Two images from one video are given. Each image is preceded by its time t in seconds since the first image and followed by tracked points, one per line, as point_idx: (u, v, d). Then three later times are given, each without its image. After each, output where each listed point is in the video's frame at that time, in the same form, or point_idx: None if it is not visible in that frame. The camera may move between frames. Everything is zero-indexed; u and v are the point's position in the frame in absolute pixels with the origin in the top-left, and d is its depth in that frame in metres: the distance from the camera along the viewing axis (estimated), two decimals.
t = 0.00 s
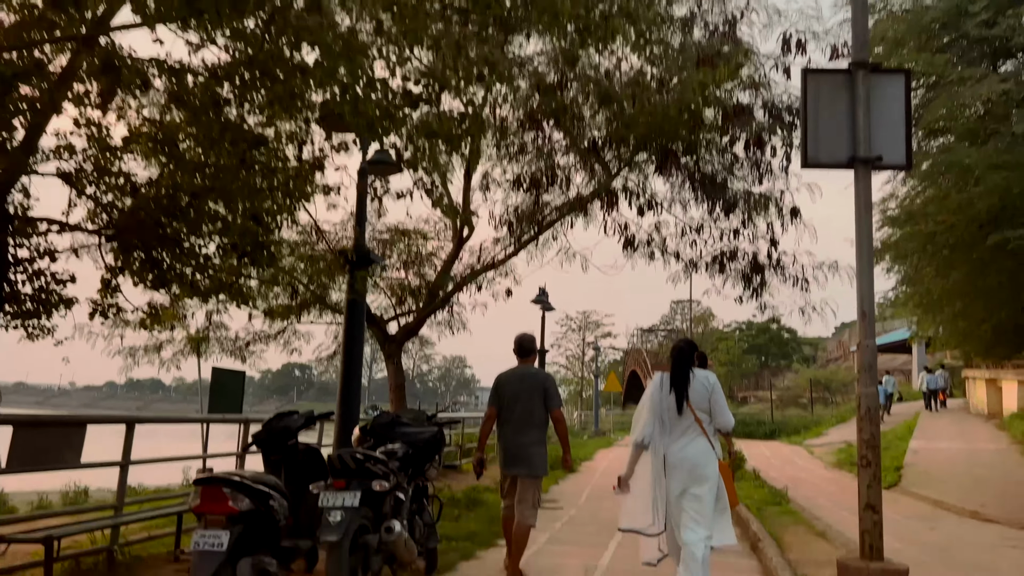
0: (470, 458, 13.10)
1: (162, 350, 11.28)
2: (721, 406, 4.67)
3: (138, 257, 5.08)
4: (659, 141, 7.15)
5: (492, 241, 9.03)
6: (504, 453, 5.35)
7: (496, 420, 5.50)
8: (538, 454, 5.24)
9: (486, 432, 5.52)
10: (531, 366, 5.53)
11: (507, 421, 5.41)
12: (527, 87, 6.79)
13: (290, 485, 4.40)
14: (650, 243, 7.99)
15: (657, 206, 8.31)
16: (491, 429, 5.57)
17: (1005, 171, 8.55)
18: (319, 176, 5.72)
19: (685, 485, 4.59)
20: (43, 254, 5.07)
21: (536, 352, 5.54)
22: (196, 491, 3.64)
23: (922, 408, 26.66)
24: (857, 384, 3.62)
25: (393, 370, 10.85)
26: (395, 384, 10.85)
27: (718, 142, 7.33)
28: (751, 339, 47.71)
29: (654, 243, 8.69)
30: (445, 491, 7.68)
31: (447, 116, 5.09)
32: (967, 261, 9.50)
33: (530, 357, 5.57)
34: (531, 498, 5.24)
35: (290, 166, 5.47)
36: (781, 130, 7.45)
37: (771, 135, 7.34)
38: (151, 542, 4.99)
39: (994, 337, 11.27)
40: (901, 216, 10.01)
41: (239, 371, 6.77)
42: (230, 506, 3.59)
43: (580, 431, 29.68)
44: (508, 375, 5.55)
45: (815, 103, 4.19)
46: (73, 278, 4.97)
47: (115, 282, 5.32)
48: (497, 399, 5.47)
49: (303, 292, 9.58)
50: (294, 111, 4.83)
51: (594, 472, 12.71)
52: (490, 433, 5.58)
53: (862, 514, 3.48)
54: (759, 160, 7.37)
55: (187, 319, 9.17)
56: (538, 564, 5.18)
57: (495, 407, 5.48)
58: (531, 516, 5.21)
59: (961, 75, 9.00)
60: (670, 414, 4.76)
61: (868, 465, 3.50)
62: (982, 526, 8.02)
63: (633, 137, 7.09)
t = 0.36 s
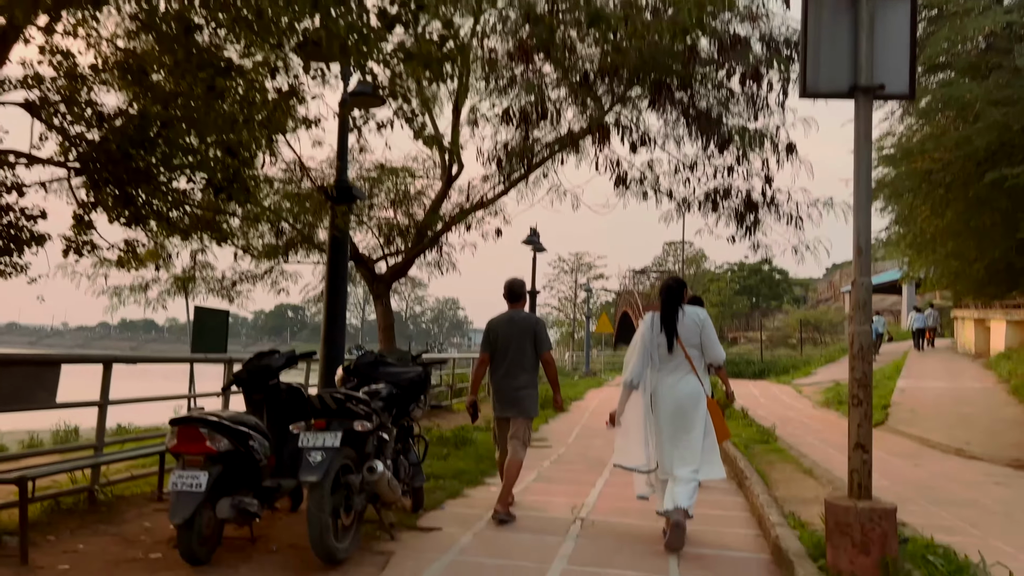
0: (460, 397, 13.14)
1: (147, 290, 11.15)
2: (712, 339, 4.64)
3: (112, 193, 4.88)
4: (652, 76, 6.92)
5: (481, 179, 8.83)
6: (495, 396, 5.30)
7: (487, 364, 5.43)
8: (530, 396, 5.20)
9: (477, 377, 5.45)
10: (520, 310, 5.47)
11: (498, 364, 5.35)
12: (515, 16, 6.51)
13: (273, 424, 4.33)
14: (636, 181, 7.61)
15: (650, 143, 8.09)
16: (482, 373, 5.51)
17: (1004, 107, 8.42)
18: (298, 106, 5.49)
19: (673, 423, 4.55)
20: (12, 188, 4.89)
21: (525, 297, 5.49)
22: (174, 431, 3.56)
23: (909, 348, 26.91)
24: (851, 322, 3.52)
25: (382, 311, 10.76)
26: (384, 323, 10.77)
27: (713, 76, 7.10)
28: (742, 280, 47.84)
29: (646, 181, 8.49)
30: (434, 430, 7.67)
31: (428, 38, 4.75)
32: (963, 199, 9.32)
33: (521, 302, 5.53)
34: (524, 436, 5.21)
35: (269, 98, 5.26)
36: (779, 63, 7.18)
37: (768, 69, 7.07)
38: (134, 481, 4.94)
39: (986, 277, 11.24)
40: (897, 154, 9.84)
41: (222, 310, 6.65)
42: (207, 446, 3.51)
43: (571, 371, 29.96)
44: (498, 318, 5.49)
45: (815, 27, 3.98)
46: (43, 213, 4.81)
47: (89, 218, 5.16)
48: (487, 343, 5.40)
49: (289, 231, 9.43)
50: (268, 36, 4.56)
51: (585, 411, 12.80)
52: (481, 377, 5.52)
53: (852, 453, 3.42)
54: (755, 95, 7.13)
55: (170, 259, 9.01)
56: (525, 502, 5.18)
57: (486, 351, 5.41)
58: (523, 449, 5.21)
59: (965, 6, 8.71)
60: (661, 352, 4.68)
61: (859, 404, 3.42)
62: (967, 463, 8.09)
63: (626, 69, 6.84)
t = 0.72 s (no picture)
0: (449, 346, 13.10)
1: (129, 238, 10.94)
2: (704, 290, 4.54)
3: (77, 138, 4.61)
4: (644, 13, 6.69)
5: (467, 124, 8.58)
6: (486, 345, 5.24)
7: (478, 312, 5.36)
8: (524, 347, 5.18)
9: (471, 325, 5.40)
10: (511, 257, 5.35)
11: (489, 312, 5.27)
12: None
13: (253, 378, 4.22)
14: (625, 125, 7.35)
15: (641, 85, 7.85)
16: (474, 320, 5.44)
17: (1005, 48, 7.94)
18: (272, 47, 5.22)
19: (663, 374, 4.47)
20: None
21: (515, 244, 5.34)
22: (145, 387, 3.44)
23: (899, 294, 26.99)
24: (846, 273, 3.40)
25: (368, 260, 10.61)
26: (371, 272, 10.65)
27: (706, 16, 6.84)
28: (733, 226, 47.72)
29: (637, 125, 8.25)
30: (421, 380, 7.60)
31: None
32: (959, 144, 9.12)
33: (510, 249, 5.37)
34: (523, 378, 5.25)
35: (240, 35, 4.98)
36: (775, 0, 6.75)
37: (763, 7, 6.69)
38: (114, 435, 4.85)
39: (978, 223, 11.17)
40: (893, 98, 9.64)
41: (202, 259, 6.47)
42: (181, 403, 3.39)
43: (562, 318, 30.03)
44: (488, 266, 5.37)
45: None
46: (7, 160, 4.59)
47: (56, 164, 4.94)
48: (478, 291, 5.30)
49: (273, 178, 9.23)
50: None
51: (574, 359, 12.79)
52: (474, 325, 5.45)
53: (843, 406, 3.34)
54: (750, 36, 6.87)
55: (151, 207, 8.80)
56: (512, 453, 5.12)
57: (477, 300, 5.33)
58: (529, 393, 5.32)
59: None
60: (653, 303, 4.57)
61: (852, 357, 3.33)
62: (954, 410, 8.10)
63: (617, 8, 6.58)
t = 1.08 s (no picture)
0: (440, 315, 13.00)
1: (111, 208, 10.72)
2: (702, 264, 4.48)
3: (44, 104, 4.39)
4: None
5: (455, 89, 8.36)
6: (477, 316, 5.16)
7: (473, 283, 5.28)
8: (519, 316, 5.08)
9: (468, 296, 5.33)
10: (508, 230, 5.23)
11: (482, 283, 5.18)
12: None
13: (233, 354, 4.08)
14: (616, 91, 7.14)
15: (633, 49, 7.64)
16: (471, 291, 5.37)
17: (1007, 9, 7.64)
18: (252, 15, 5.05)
19: (661, 349, 4.37)
20: None
21: (513, 216, 5.26)
22: (117, 366, 3.30)
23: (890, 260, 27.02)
24: (846, 246, 3.27)
25: (356, 229, 10.44)
26: (359, 242, 10.51)
27: None
28: (725, 192, 47.60)
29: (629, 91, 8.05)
30: (411, 352, 7.50)
31: None
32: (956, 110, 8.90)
33: (509, 222, 5.28)
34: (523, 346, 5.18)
35: None
36: None
37: None
38: (92, 413, 4.73)
39: (973, 189, 11.04)
40: (891, 61, 9.44)
41: (182, 230, 6.29)
42: (156, 383, 3.26)
43: (554, 286, 29.97)
44: (484, 238, 5.27)
45: None
46: None
47: (24, 133, 4.72)
48: (473, 262, 5.22)
49: (256, 145, 9.01)
50: None
51: (565, 328, 12.72)
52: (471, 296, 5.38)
53: (841, 383, 3.25)
54: None
55: (133, 176, 8.60)
56: (501, 428, 5.03)
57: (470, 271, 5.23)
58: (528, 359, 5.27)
59: None
60: (652, 277, 4.47)
61: (850, 332, 3.23)
62: (947, 379, 8.07)
63: None
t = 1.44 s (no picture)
0: (432, 302, 12.86)
1: (97, 195, 10.52)
2: (709, 257, 4.37)
3: (16, 89, 4.20)
4: None
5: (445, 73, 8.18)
6: (478, 310, 5.13)
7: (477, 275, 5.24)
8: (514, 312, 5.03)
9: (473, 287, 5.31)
10: (510, 223, 5.14)
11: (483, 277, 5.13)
12: None
13: (214, 348, 3.92)
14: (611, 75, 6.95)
15: (628, 31, 7.46)
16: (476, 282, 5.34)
17: None
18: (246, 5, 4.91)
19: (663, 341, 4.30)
20: None
21: (516, 210, 5.14)
22: (90, 364, 3.15)
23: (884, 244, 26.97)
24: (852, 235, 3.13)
25: (346, 216, 10.26)
26: (349, 229, 10.34)
27: None
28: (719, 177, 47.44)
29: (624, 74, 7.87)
30: (401, 342, 7.35)
31: None
32: (955, 94, 8.74)
33: (513, 215, 5.16)
34: (521, 342, 5.13)
35: None
36: None
37: None
38: (71, 409, 4.57)
39: (971, 174, 10.91)
40: (890, 44, 9.27)
41: (165, 219, 6.11)
42: (131, 381, 3.12)
43: (548, 271, 29.84)
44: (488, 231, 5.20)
45: None
46: None
47: None
48: (476, 255, 5.17)
49: (244, 130, 8.81)
50: None
51: (559, 315, 12.60)
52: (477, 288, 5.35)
53: (845, 378, 3.12)
54: None
55: (118, 163, 8.41)
56: (494, 421, 4.90)
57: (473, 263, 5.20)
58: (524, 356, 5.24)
59: None
60: (656, 268, 4.40)
61: (855, 325, 3.09)
62: (945, 367, 7.98)
63: None
